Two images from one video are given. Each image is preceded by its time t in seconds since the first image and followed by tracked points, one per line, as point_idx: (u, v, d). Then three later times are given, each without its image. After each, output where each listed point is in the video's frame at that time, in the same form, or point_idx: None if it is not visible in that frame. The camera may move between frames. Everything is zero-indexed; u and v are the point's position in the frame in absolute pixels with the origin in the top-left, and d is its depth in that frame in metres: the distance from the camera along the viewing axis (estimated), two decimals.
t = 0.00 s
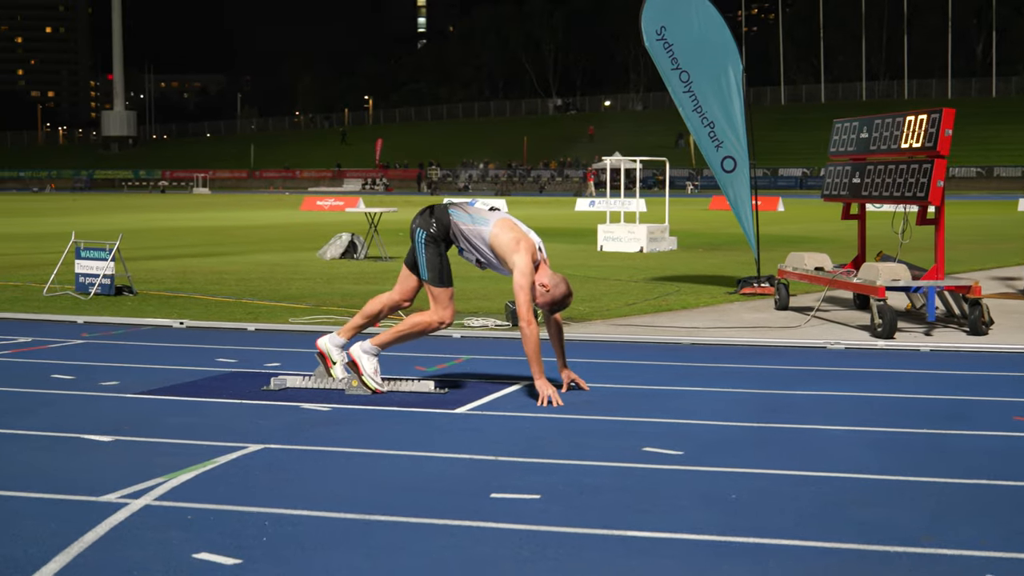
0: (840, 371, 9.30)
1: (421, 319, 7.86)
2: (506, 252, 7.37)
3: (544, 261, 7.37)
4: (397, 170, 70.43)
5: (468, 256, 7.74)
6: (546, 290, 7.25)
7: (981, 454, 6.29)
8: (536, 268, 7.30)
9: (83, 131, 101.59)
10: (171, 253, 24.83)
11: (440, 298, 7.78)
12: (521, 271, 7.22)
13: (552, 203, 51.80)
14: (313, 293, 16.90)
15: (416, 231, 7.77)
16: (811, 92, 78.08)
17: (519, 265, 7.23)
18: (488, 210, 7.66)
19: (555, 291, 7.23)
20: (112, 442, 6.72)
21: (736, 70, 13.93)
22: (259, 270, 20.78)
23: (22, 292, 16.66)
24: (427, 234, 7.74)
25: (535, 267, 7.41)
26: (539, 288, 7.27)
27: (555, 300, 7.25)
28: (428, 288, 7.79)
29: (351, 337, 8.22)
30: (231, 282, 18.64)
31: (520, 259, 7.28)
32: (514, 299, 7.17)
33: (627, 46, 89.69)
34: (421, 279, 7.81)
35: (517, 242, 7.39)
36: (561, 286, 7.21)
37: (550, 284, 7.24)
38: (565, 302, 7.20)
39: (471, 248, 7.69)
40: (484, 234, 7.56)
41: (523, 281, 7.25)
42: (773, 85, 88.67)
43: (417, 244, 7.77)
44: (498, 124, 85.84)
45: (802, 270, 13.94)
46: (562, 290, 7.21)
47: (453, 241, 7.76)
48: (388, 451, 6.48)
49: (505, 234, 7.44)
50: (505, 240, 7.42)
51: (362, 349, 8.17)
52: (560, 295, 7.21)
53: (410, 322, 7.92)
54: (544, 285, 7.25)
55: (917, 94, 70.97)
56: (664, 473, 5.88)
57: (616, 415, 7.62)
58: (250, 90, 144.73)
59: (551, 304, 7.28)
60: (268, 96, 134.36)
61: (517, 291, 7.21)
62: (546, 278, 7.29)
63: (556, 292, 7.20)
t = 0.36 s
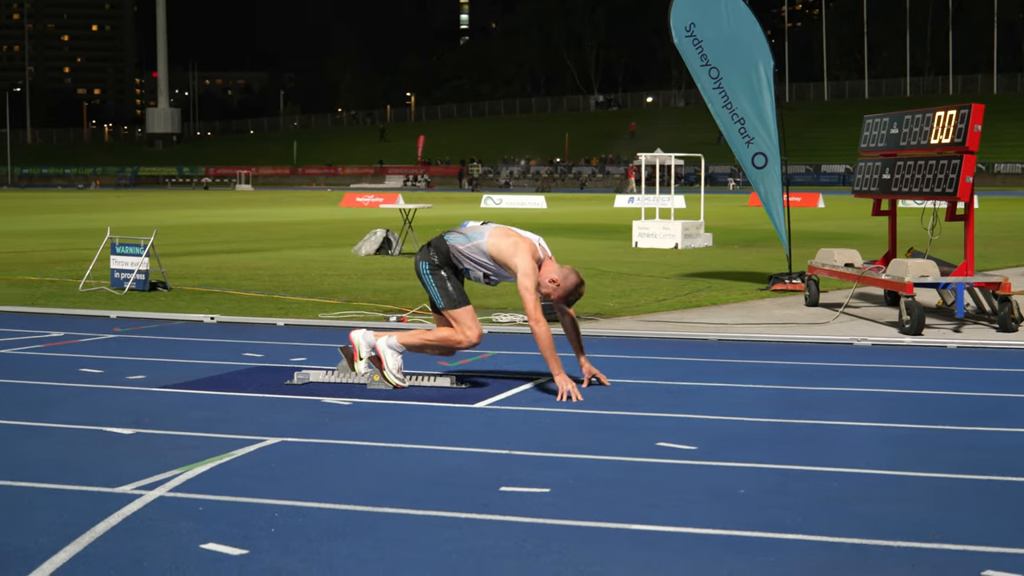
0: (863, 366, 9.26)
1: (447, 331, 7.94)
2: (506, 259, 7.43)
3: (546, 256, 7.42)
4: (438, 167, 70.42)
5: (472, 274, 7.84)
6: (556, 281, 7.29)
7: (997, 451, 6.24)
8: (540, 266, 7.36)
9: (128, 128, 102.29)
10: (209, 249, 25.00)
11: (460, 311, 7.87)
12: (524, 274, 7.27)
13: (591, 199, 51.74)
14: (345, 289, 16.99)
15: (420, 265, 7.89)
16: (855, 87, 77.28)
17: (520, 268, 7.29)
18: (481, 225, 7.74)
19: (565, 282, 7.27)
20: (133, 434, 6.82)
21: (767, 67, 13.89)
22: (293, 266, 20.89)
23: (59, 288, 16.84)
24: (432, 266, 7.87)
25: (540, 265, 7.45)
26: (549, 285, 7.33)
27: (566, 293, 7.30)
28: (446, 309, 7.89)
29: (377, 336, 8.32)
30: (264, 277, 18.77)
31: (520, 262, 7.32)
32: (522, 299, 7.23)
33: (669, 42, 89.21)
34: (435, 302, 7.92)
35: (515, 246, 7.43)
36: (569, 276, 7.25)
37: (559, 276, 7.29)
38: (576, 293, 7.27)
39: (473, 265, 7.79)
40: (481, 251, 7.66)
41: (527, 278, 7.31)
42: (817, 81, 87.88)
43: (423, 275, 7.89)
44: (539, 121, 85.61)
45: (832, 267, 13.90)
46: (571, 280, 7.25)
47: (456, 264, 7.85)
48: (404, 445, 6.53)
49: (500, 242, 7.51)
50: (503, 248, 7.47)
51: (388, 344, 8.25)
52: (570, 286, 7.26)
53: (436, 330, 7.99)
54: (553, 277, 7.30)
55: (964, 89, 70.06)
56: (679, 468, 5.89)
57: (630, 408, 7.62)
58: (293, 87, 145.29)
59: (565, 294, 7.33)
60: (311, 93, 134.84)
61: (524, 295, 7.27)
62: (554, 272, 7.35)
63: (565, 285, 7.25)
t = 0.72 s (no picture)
0: (884, 361, 9.21)
1: (463, 330, 7.99)
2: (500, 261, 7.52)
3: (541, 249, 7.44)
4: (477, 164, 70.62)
5: (474, 283, 7.96)
6: (552, 271, 7.30)
7: (1012, 447, 6.22)
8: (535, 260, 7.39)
9: (171, 125, 102.86)
10: (243, 246, 25.16)
11: (467, 313, 7.93)
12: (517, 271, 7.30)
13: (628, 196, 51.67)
14: (375, 285, 17.07)
15: (423, 285, 8.06)
16: (897, 83, 76.66)
17: (512, 266, 7.32)
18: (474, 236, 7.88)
19: (562, 273, 7.27)
20: (150, 427, 6.89)
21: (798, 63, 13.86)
22: (326, 262, 20.99)
23: (92, 283, 17.01)
24: (434, 284, 8.04)
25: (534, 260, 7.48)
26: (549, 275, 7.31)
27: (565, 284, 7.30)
28: (457, 316, 7.96)
29: (401, 329, 8.38)
30: (296, 273, 18.88)
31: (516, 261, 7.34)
32: (511, 299, 7.26)
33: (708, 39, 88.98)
34: (443, 313, 8.04)
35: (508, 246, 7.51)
36: (566, 263, 7.22)
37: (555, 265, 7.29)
38: (577, 279, 7.23)
39: (473, 272, 7.91)
40: (478, 257, 7.79)
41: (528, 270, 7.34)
42: (857, 78, 87.39)
43: (427, 291, 8.04)
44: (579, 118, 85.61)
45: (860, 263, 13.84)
46: (568, 267, 7.23)
47: (459, 276, 8.00)
48: (418, 438, 6.59)
49: (493, 247, 7.62)
50: (498, 251, 7.55)
51: (407, 339, 8.32)
52: (567, 274, 7.26)
53: (454, 325, 8.02)
54: (549, 267, 7.31)
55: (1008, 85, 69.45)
56: (689, 463, 5.91)
57: (646, 402, 7.62)
58: (333, 84, 145.70)
59: (566, 284, 7.31)
60: (350, 91, 135.21)
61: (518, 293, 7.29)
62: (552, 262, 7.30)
63: (561, 275, 7.24)
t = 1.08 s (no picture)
0: (889, 356, 9.15)
1: (460, 327, 8.10)
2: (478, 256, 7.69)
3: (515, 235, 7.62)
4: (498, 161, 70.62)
5: (458, 286, 8.14)
6: (531, 253, 7.47)
7: (1011, 442, 6.19)
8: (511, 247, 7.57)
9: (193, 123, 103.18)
10: (260, 241, 25.22)
11: (460, 313, 8.05)
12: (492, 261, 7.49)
13: (647, 193, 51.57)
14: (387, 281, 17.10)
15: (409, 297, 8.18)
16: (919, 81, 76.13)
17: (487, 256, 7.51)
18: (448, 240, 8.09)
19: (541, 253, 7.44)
20: (154, 420, 6.93)
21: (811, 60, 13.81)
22: (340, 258, 21.02)
23: (107, 278, 17.09)
24: (419, 296, 8.14)
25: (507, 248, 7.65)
26: (524, 254, 7.51)
27: (545, 265, 7.48)
28: (450, 318, 8.09)
29: (405, 326, 8.40)
30: (309, 269, 18.92)
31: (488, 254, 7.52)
32: (487, 297, 7.49)
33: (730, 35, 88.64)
34: (436, 319, 8.15)
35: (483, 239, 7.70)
36: (543, 238, 7.38)
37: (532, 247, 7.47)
38: (555, 253, 7.36)
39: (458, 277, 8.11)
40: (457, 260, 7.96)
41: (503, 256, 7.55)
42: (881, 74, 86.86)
43: (414, 303, 8.14)
44: (600, 113, 85.50)
45: (871, 260, 13.81)
46: (546, 247, 7.41)
47: (442, 283, 8.16)
48: (418, 432, 6.61)
49: (466, 247, 7.83)
50: (472, 249, 7.74)
51: (410, 333, 8.35)
52: (547, 255, 7.42)
53: (451, 321, 8.12)
54: (526, 249, 7.50)
55: None
56: (686, 458, 5.92)
57: (649, 397, 7.63)
58: (356, 81, 145.80)
59: (544, 261, 7.49)
60: (371, 87, 135.19)
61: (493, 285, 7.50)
62: (525, 243, 7.54)
63: (540, 255, 7.42)
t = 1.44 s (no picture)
0: (896, 354, 9.09)
1: (462, 322, 8.19)
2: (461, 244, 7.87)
3: (492, 214, 7.85)
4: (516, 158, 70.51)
5: (452, 283, 8.28)
6: (508, 221, 7.68)
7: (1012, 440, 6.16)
8: (490, 224, 7.79)
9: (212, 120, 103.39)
10: (274, 238, 25.27)
11: (459, 307, 8.16)
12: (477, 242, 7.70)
13: (664, 191, 51.47)
14: (398, 277, 17.11)
15: (409, 304, 8.33)
16: (939, 78, 75.68)
17: (473, 245, 7.72)
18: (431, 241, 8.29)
19: (518, 218, 7.65)
20: (156, 415, 6.95)
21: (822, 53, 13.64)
22: (353, 254, 21.04)
23: (118, 275, 17.11)
24: (418, 300, 8.28)
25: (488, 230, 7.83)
26: (501, 225, 7.71)
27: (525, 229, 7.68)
28: (449, 315, 8.19)
29: (411, 321, 8.40)
30: (321, 266, 18.93)
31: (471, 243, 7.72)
32: (489, 298, 7.64)
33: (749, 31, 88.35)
34: (435, 317, 8.26)
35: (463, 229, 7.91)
36: (512, 203, 7.60)
37: (507, 214, 7.68)
38: (528, 212, 7.58)
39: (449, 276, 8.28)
40: (443, 260, 8.16)
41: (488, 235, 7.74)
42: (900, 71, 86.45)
43: (414, 309, 8.27)
44: (618, 111, 85.35)
45: (882, 257, 13.74)
46: (519, 210, 7.61)
47: (437, 284, 8.31)
48: (417, 428, 6.61)
49: (450, 244, 8.03)
50: (455, 244, 7.94)
51: (415, 330, 8.34)
52: (522, 218, 7.63)
53: (451, 318, 8.21)
54: (501, 219, 7.70)
55: None
56: (682, 455, 5.90)
57: (652, 393, 7.61)
58: (373, 78, 145.79)
59: (522, 228, 7.68)
60: (390, 84, 135.24)
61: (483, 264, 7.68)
62: (500, 215, 7.74)
63: (516, 220, 7.63)
